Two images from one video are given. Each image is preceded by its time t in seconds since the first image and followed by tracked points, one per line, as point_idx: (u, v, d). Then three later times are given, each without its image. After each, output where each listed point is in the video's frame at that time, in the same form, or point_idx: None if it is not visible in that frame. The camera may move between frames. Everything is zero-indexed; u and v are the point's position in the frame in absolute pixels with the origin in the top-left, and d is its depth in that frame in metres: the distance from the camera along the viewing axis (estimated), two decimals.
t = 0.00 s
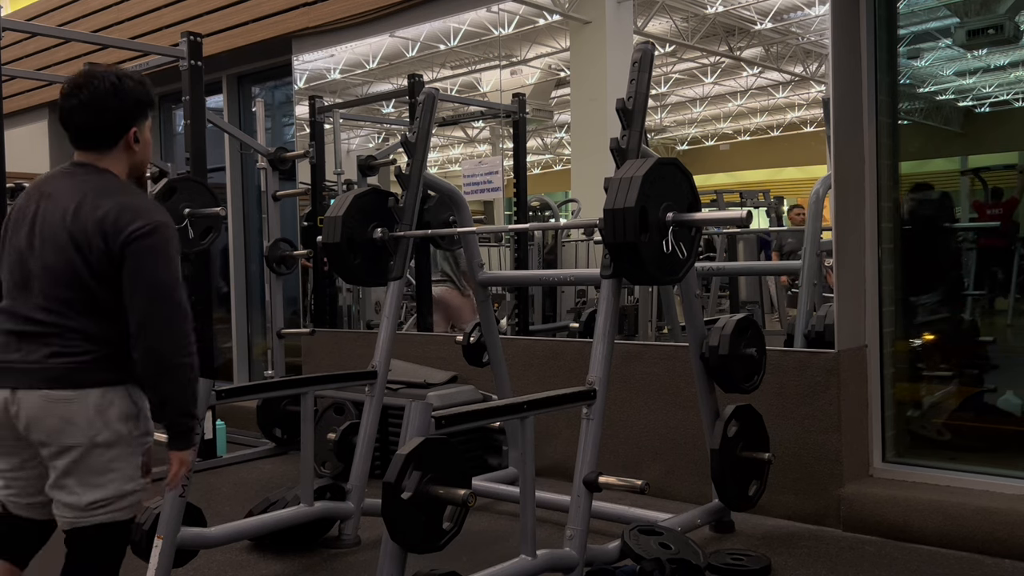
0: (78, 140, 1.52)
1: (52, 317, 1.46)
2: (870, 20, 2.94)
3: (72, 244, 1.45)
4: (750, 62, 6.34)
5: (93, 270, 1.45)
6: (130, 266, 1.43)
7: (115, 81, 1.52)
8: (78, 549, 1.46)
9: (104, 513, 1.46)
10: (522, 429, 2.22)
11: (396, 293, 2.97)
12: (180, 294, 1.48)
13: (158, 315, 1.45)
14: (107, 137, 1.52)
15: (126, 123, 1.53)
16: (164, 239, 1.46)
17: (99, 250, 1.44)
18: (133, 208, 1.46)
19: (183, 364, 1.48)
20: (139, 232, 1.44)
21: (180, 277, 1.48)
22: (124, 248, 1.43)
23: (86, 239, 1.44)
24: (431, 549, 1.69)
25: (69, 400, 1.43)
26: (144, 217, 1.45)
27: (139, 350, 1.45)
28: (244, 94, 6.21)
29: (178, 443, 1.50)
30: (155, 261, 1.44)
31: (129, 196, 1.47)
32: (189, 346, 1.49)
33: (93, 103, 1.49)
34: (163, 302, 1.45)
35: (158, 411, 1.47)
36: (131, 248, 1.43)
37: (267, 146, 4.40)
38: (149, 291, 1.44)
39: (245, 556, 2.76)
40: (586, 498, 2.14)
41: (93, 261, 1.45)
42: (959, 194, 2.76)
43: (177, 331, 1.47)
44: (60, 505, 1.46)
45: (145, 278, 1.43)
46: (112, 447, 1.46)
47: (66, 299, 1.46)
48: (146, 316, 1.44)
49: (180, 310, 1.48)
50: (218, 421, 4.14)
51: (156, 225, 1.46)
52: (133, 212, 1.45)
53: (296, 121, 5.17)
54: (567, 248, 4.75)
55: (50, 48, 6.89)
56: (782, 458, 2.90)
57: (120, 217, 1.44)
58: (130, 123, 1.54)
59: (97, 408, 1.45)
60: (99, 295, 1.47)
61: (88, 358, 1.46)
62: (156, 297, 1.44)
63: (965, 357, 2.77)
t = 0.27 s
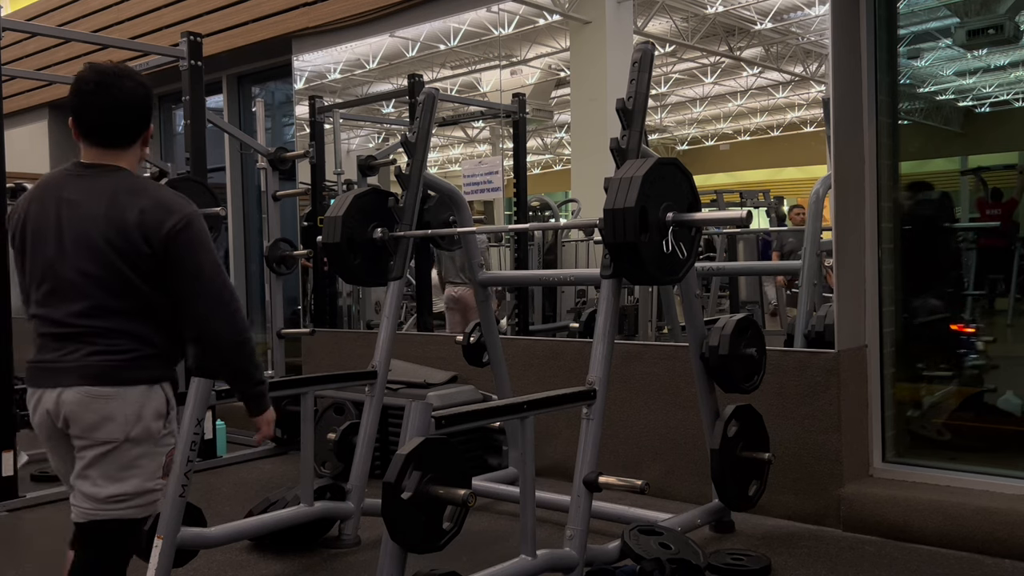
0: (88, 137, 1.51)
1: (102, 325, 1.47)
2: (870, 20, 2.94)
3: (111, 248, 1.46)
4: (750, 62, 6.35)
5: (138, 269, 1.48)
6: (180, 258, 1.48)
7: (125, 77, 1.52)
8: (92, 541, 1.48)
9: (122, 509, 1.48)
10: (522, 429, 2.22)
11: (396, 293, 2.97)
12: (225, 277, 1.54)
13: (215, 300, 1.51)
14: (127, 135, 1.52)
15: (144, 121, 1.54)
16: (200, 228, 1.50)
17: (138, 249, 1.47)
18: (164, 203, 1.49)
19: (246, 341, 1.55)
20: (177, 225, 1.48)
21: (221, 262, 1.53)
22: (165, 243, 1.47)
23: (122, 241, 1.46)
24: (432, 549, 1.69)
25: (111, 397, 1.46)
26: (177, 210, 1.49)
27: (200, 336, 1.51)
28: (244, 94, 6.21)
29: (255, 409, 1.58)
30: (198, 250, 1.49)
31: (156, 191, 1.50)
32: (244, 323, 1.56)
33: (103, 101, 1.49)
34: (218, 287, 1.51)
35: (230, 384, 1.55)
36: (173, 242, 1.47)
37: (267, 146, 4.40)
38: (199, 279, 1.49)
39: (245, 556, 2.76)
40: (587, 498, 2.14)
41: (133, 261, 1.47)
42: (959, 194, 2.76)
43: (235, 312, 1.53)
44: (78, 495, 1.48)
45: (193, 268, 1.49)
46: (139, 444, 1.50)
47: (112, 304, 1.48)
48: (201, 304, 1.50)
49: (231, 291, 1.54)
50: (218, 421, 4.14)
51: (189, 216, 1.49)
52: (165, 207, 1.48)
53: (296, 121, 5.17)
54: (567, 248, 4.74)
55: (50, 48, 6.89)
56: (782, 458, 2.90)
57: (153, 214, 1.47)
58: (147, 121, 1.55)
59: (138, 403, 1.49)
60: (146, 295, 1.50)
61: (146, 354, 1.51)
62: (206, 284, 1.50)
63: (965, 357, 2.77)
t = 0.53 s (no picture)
0: (105, 148, 1.53)
1: (121, 325, 1.48)
2: (870, 20, 2.94)
3: (134, 250, 1.48)
4: (750, 62, 6.35)
5: (158, 270, 1.49)
6: (198, 256, 1.49)
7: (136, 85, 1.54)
8: (111, 532, 1.46)
9: (138, 501, 1.46)
10: (522, 428, 2.22)
11: (396, 292, 2.97)
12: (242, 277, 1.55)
13: (229, 298, 1.52)
14: (139, 143, 1.54)
15: (155, 127, 1.56)
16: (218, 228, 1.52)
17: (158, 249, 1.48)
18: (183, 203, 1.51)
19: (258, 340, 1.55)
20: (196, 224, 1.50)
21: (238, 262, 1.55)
22: (184, 242, 1.49)
23: (144, 240, 1.48)
24: (432, 548, 1.69)
25: (129, 391, 1.46)
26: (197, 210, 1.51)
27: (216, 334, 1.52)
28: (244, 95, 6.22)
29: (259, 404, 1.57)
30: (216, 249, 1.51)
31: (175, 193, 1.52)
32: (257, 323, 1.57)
33: (116, 110, 1.51)
34: (233, 285, 1.52)
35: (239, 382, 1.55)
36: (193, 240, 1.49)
37: (267, 146, 4.40)
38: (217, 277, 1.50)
39: (245, 556, 2.75)
40: (587, 498, 2.14)
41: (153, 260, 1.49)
42: (959, 194, 2.76)
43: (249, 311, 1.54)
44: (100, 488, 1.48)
45: (212, 266, 1.50)
46: (156, 438, 1.47)
47: (132, 305, 1.49)
48: (219, 301, 1.51)
49: (245, 289, 1.55)
50: (218, 421, 4.14)
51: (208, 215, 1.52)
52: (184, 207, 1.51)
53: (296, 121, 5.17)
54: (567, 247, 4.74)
55: (50, 48, 6.89)
56: (782, 458, 2.90)
57: (174, 214, 1.49)
58: (158, 127, 1.56)
59: (155, 398, 1.47)
60: (165, 296, 1.51)
61: (166, 353, 1.50)
62: (224, 281, 1.51)
63: (964, 357, 2.77)
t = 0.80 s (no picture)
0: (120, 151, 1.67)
1: (146, 314, 1.63)
2: (870, 20, 2.94)
3: (150, 243, 1.61)
4: (750, 61, 6.36)
5: (172, 260, 1.62)
6: (204, 243, 1.61)
7: (138, 89, 1.66)
8: (167, 513, 1.59)
9: (188, 482, 1.59)
10: (522, 429, 2.22)
11: (396, 292, 2.97)
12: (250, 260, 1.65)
13: (232, 281, 1.62)
14: (143, 142, 1.66)
15: (156, 125, 1.66)
16: (226, 215, 1.63)
17: (173, 237, 1.61)
18: (194, 193, 1.63)
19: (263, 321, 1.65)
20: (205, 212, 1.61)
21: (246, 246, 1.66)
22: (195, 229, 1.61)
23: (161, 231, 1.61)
24: (432, 549, 1.69)
25: (161, 376, 1.59)
26: (206, 199, 1.63)
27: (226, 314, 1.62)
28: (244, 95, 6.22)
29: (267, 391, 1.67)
30: (224, 234, 1.62)
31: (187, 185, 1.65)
32: (262, 304, 1.66)
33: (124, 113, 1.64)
34: (235, 268, 1.62)
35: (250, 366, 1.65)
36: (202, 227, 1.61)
37: (267, 146, 4.40)
38: (226, 260, 1.61)
39: (245, 556, 2.76)
40: (586, 498, 2.14)
41: (170, 249, 1.61)
42: (959, 194, 2.76)
43: (250, 293, 1.63)
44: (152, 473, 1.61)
45: (220, 250, 1.61)
46: (192, 421, 1.60)
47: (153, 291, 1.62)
48: (227, 283, 1.61)
49: (252, 272, 1.65)
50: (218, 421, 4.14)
51: (217, 204, 1.63)
52: (195, 197, 1.63)
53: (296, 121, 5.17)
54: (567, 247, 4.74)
55: (50, 48, 6.89)
56: (782, 458, 2.90)
57: (185, 204, 1.61)
58: (160, 125, 1.67)
59: (185, 382, 1.60)
60: (182, 282, 1.63)
61: (186, 336, 1.62)
62: (231, 264, 1.62)
63: (965, 357, 2.77)
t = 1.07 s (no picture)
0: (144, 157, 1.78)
1: (166, 317, 1.70)
2: (870, 20, 2.94)
3: (161, 252, 1.69)
4: (750, 62, 6.35)
5: (182, 267, 1.69)
6: (209, 249, 1.66)
7: (159, 99, 1.77)
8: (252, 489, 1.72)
9: (260, 459, 1.72)
10: (522, 429, 2.22)
11: (396, 293, 2.97)
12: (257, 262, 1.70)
13: (241, 283, 1.67)
14: (162, 147, 1.76)
15: (174, 131, 1.76)
16: (230, 220, 1.68)
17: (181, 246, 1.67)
18: (200, 201, 1.69)
19: (274, 318, 1.70)
20: (208, 220, 1.67)
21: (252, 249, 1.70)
22: (199, 236, 1.66)
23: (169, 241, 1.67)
24: (431, 549, 1.69)
25: (190, 374, 1.68)
26: (210, 206, 1.68)
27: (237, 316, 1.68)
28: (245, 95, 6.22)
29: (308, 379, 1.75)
30: (229, 240, 1.67)
31: (194, 193, 1.71)
32: (273, 303, 1.71)
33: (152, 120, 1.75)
34: (243, 271, 1.67)
35: (271, 361, 1.71)
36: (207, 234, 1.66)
37: (267, 146, 4.40)
38: (230, 265, 1.66)
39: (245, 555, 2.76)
40: (586, 498, 2.14)
41: (179, 257, 1.68)
42: (959, 194, 2.76)
43: (258, 292, 1.68)
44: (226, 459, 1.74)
45: (224, 255, 1.66)
46: (236, 409, 1.70)
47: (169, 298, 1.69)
48: (233, 286, 1.66)
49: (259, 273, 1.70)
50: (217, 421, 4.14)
51: (220, 210, 1.68)
52: (200, 205, 1.68)
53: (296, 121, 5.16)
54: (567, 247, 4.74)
55: (50, 48, 6.89)
56: (782, 458, 2.90)
57: (190, 212, 1.67)
58: (178, 130, 1.76)
59: (214, 377, 1.68)
60: (192, 287, 1.69)
61: (202, 337, 1.69)
62: (237, 267, 1.67)
63: (965, 357, 2.77)
